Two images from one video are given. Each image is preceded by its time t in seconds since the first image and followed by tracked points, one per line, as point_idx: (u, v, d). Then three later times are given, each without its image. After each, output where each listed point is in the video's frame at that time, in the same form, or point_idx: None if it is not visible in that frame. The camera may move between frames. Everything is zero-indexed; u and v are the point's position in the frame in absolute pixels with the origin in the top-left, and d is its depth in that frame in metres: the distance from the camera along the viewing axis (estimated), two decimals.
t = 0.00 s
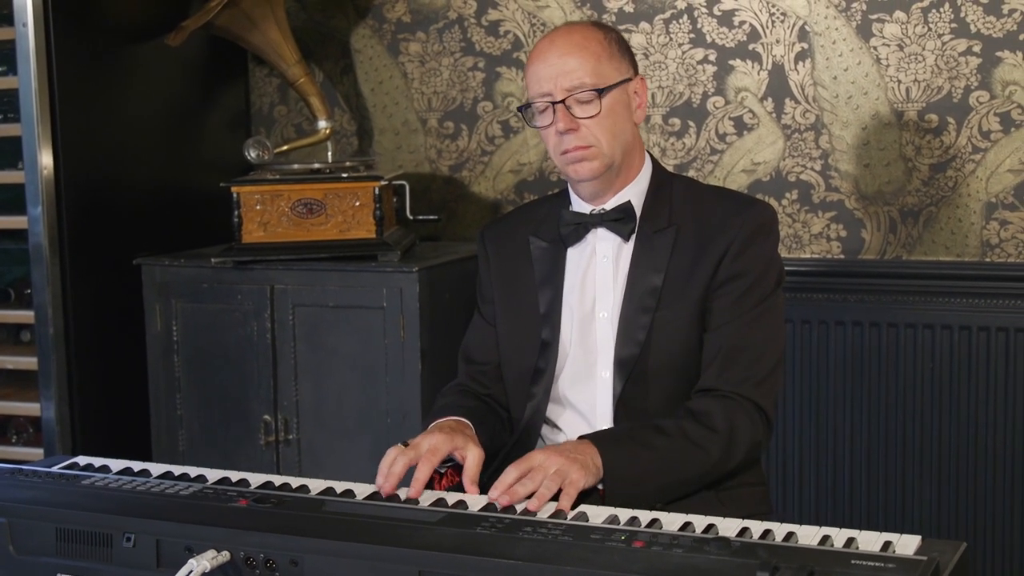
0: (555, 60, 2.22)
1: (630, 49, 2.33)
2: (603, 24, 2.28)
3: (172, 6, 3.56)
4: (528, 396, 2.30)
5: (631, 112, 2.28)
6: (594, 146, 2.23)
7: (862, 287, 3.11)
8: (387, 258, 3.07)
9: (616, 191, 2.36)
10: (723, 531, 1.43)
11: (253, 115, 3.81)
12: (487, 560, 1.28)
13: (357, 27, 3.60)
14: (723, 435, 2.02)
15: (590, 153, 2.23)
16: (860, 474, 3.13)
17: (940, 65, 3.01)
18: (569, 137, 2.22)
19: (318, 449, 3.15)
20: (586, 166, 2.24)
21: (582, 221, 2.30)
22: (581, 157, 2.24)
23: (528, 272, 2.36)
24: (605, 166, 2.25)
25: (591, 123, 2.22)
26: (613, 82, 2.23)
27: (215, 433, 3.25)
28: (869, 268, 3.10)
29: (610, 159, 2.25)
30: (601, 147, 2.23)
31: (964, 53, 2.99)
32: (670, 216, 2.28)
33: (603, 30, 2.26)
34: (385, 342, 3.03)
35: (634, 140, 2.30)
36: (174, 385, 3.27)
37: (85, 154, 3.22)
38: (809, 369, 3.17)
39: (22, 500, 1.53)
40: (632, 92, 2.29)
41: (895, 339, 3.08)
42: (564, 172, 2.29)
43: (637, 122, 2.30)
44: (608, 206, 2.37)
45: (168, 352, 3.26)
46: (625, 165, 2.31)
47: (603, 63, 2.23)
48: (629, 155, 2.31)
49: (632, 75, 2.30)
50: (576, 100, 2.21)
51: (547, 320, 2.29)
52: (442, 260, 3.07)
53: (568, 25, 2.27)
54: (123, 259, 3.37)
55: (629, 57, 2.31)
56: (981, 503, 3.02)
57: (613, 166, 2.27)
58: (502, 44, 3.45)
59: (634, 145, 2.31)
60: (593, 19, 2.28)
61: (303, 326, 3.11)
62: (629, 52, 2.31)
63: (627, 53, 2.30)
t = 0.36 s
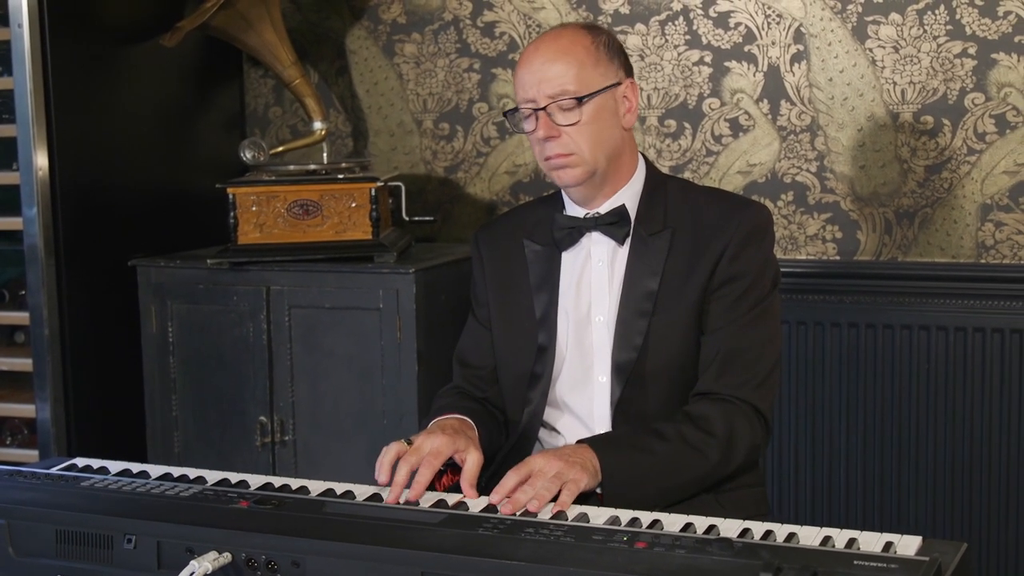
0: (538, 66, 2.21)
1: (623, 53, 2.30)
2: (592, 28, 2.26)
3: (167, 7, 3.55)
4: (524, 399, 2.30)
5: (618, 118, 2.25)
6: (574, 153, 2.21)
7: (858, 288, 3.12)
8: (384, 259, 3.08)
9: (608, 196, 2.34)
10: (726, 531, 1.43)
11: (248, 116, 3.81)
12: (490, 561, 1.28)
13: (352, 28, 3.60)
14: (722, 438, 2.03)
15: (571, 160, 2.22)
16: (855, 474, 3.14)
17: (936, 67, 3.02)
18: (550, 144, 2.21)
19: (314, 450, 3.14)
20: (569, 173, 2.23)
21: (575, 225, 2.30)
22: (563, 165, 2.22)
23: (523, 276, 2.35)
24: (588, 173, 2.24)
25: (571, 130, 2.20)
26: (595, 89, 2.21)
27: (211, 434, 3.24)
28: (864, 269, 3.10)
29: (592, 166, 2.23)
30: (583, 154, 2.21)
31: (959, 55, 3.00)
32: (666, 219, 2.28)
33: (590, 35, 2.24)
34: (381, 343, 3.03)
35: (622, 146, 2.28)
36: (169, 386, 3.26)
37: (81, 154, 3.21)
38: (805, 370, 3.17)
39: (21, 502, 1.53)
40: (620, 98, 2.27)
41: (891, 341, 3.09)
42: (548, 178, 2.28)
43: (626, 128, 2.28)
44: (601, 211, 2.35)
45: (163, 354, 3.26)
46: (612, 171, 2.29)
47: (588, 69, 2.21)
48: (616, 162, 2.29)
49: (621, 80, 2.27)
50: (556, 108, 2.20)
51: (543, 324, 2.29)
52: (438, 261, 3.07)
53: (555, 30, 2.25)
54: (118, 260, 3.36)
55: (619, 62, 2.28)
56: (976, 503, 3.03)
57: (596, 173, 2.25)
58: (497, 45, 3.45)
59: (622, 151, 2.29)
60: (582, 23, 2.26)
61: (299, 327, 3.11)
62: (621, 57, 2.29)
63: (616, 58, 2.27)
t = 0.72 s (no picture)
0: (515, 81, 2.19)
1: (607, 61, 2.27)
2: (573, 38, 2.23)
3: (162, 8, 3.55)
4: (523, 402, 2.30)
5: (599, 130, 2.23)
6: (552, 167, 2.20)
7: (853, 289, 3.13)
8: (380, 260, 3.08)
9: (599, 202, 2.34)
10: (726, 532, 1.44)
11: (242, 117, 3.80)
12: (490, 561, 1.28)
13: (347, 29, 3.60)
14: (722, 442, 2.04)
15: (548, 174, 2.21)
16: (850, 475, 3.15)
17: (930, 68, 3.03)
18: (527, 157, 2.21)
19: (309, 450, 3.14)
20: (546, 185, 2.23)
21: (569, 230, 2.30)
22: (541, 178, 2.22)
23: (518, 281, 2.35)
24: (566, 186, 2.23)
25: (546, 145, 2.19)
26: (571, 103, 2.19)
27: (206, 435, 3.24)
28: (859, 270, 3.11)
29: (570, 179, 2.23)
30: (558, 169, 2.21)
31: (954, 57, 3.01)
32: (661, 223, 2.28)
33: (569, 47, 2.21)
34: (377, 344, 3.02)
35: (604, 156, 2.26)
36: (164, 387, 3.26)
37: (75, 155, 3.20)
38: (800, 370, 3.18)
39: (20, 503, 1.52)
40: (603, 108, 2.24)
41: (887, 342, 3.09)
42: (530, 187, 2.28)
43: (609, 138, 2.26)
44: (594, 216, 2.35)
45: (158, 354, 3.25)
46: (596, 182, 2.27)
47: (564, 82, 2.19)
48: (601, 171, 2.27)
49: (604, 90, 2.24)
50: (532, 122, 2.19)
51: (540, 329, 2.29)
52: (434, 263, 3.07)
53: (536, 42, 2.23)
54: (113, 261, 3.35)
55: (602, 71, 2.25)
56: (970, 503, 3.04)
57: (574, 185, 2.24)
58: (492, 46, 3.45)
59: (605, 161, 2.27)
60: (563, 33, 2.23)
61: (295, 328, 3.11)
62: (604, 64, 2.25)
63: (599, 68, 2.24)
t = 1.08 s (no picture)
0: (511, 91, 2.18)
1: (601, 62, 2.26)
2: (565, 42, 2.21)
3: (157, 8, 3.54)
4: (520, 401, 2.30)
5: (599, 132, 2.23)
6: (556, 172, 2.20)
7: (848, 290, 3.14)
8: (376, 261, 3.07)
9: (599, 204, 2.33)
10: (726, 532, 1.44)
11: (236, 117, 3.80)
12: (491, 562, 1.29)
13: (342, 29, 3.60)
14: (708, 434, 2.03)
15: (552, 180, 2.21)
16: (845, 476, 3.15)
17: (925, 69, 3.04)
18: (530, 165, 2.20)
19: (304, 451, 3.14)
20: (550, 190, 2.23)
21: (568, 233, 2.29)
22: (545, 184, 2.22)
23: (517, 279, 2.35)
24: (570, 190, 2.23)
25: (548, 152, 2.19)
26: (570, 108, 2.18)
27: (201, 436, 3.23)
28: (853, 271, 3.11)
29: (574, 183, 2.22)
30: (562, 174, 2.20)
31: (948, 58, 3.02)
32: (658, 222, 2.28)
33: (563, 52, 2.20)
34: (373, 345, 3.02)
35: (605, 158, 2.26)
36: (159, 388, 3.25)
37: (70, 155, 3.20)
38: (795, 371, 3.18)
39: (19, 504, 1.52)
40: (601, 110, 2.23)
41: (882, 342, 3.10)
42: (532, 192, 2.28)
43: (609, 139, 2.25)
44: (592, 218, 2.34)
45: (153, 355, 3.24)
46: (598, 184, 2.28)
47: (562, 88, 2.18)
48: (603, 173, 2.27)
49: (600, 92, 2.23)
50: (532, 131, 2.18)
51: (538, 329, 2.29)
52: (430, 263, 3.07)
53: (528, 48, 2.21)
54: (107, 262, 3.35)
55: (597, 73, 2.24)
56: (965, 504, 3.05)
57: (578, 189, 2.24)
58: (487, 46, 3.45)
59: (607, 163, 2.27)
60: (555, 38, 2.22)
61: (290, 329, 3.10)
62: (597, 66, 2.24)
63: (594, 69, 2.23)
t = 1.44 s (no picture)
0: (513, 115, 2.14)
1: (593, 69, 2.23)
2: (556, 57, 2.18)
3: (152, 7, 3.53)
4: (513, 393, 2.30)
5: (601, 141, 2.22)
6: (566, 188, 2.20)
7: (843, 290, 3.14)
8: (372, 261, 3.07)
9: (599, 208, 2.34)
10: (728, 532, 1.44)
11: (231, 117, 3.79)
12: (493, 562, 1.29)
13: (337, 29, 3.59)
14: (705, 428, 2.03)
15: (563, 195, 2.21)
16: (841, 475, 3.16)
17: (920, 70, 3.05)
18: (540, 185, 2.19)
19: (300, 452, 3.14)
20: (561, 204, 2.23)
21: (565, 231, 2.29)
22: (556, 199, 2.22)
23: (514, 272, 2.35)
24: (580, 201, 2.24)
25: (558, 171, 2.17)
26: (573, 124, 2.16)
27: (196, 436, 3.23)
28: (848, 271, 3.12)
29: (584, 195, 2.23)
30: (573, 188, 2.20)
31: (944, 59, 3.02)
32: (656, 219, 2.28)
33: (558, 68, 2.16)
34: (369, 344, 3.02)
35: (609, 164, 2.26)
36: (154, 388, 3.25)
37: (65, 155, 3.19)
38: (790, 371, 3.19)
39: (18, 505, 1.52)
40: (600, 119, 2.22)
41: (877, 342, 3.11)
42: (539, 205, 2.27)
43: (610, 144, 2.26)
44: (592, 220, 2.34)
45: (149, 355, 3.24)
46: (605, 190, 2.28)
47: (563, 106, 2.15)
48: (608, 177, 2.28)
49: (597, 100, 2.22)
50: (540, 152, 2.15)
51: (530, 320, 2.29)
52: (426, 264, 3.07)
53: (520, 68, 2.16)
54: (103, 262, 3.34)
55: (591, 82, 2.21)
56: (960, 505, 3.06)
57: (587, 199, 2.25)
58: (483, 46, 3.45)
59: (611, 168, 2.28)
60: (545, 53, 2.18)
61: (286, 328, 3.10)
62: (591, 75, 2.22)
63: (588, 79, 2.21)
